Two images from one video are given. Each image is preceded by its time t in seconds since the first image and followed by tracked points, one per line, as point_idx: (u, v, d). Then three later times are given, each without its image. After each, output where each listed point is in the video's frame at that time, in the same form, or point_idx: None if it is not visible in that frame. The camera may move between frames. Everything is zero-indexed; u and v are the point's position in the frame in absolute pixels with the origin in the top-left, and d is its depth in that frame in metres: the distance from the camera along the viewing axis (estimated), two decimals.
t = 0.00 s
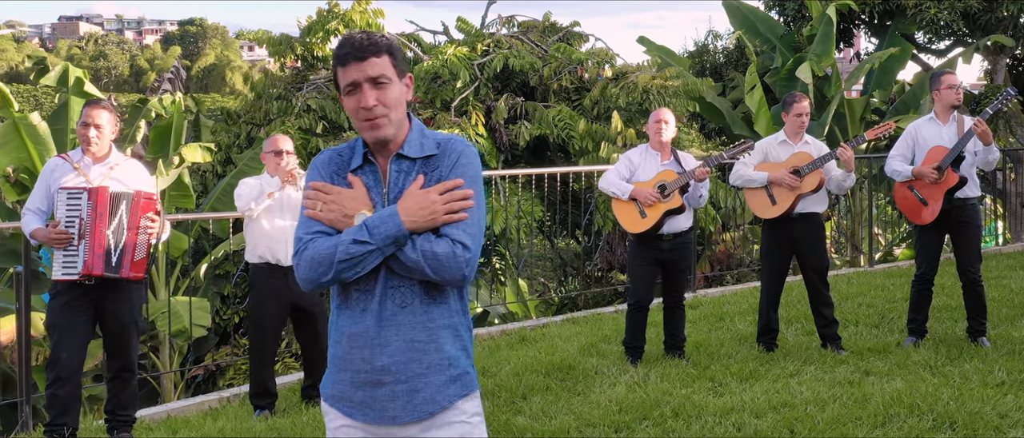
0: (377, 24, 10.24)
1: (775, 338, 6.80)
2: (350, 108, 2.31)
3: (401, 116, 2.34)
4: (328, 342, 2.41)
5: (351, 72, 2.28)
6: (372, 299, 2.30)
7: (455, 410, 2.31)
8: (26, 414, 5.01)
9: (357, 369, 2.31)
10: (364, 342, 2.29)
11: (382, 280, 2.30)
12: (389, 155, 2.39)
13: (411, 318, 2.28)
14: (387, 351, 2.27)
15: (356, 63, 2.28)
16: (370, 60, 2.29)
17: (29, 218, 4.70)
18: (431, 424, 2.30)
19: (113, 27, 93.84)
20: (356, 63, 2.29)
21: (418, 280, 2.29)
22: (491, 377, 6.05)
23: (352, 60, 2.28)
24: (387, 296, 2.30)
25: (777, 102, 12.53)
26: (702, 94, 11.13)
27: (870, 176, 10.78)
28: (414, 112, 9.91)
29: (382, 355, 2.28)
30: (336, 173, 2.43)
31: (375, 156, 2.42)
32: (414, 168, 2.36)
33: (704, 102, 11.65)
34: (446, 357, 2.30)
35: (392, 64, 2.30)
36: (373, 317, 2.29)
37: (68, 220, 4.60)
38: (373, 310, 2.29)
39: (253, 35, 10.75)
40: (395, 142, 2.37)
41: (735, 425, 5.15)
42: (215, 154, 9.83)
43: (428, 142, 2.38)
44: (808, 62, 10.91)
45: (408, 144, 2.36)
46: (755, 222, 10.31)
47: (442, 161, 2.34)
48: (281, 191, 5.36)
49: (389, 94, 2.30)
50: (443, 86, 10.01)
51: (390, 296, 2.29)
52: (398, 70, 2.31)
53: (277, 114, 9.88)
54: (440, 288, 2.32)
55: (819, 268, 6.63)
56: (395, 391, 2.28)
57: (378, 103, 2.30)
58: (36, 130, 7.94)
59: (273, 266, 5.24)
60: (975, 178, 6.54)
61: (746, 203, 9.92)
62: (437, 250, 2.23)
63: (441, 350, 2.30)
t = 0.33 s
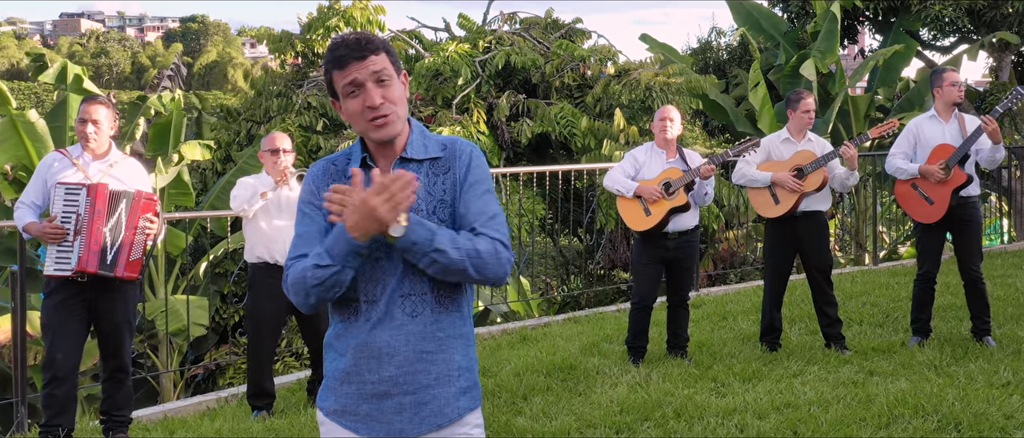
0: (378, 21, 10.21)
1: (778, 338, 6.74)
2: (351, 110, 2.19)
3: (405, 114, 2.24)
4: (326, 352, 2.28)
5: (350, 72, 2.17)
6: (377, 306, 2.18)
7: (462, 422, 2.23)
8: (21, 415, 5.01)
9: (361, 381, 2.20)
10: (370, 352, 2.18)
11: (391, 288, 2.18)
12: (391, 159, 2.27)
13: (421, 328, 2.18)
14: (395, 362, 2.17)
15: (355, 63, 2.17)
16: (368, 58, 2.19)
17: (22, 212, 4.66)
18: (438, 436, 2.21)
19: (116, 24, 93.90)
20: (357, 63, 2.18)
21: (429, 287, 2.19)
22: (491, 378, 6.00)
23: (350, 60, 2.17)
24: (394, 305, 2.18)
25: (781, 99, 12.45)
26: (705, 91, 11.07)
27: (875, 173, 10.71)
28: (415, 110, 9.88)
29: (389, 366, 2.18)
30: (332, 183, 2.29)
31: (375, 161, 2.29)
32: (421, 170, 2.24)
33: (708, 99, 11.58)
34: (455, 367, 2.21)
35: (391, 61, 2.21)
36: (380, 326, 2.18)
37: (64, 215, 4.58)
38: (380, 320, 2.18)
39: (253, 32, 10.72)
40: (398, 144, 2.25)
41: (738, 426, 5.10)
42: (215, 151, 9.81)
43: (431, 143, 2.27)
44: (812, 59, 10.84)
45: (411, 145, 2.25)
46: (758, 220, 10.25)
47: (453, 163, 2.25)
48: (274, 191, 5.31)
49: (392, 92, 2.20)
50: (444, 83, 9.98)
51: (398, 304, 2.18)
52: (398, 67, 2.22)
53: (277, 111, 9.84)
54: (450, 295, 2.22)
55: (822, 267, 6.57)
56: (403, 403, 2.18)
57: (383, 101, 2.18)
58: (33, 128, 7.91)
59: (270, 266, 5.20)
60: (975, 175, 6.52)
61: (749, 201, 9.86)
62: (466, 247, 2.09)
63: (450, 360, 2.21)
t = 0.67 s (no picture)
0: (380, 17, 10.18)
1: (782, 337, 6.68)
2: (332, 110, 2.20)
3: (381, 120, 2.21)
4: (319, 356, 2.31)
5: (328, 73, 2.17)
6: (369, 313, 2.21)
7: (454, 433, 2.24)
8: (18, 414, 5.11)
9: (353, 388, 2.21)
10: (362, 360, 2.20)
11: (385, 295, 2.20)
12: (384, 160, 2.27)
13: (413, 336, 2.20)
14: (386, 370, 2.19)
15: (334, 63, 2.16)
16: (348, 59, 2.17)
17: (20, 211, 4.63)
18: None
19: (118, 21, 94.03)
20: (335, 63, 2.16)
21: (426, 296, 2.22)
22: (492, 377, 5.95)
23: (330, 60, 2.16)
24: (388, 313, 2.20)
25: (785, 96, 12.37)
26: (709, 88, 10.99)
27: (880, 171, 10.63)
28: (417, 107, 9.82)
29: (380, 375, 2.19)
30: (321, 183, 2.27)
31: (366, 160, 2.28)
32: (418, 171, 2.26)
33: (712, 96, 11.50)
34: (448, 377, 2.23)
35: (374, 63, 2.17)
36: (372, 333, 2.20)
37: (60, 214, 4.55)
38: (372, 327, 2.20)
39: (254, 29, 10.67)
40: (389, 144, 2.26)
41: (741, 426, 5.04)
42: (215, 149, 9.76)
43: (427, 145, 2.30)
44: (816, 56, 10.76)
45: (405, 145, 2.26)
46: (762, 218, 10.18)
47: (454, 168, 2.28)
48: (278, 190, 5.34)
49: (370, 94, 2.18)
50: (446, 79, 9.92)
51: (391, 311, 2.20)
52: (383, 69, 2.19)
53: (277, 108, 9.81)
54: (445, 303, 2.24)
55: (827, 266, 6.51)
56: (394, 412, 2.20)
57: (358, 105, 2.18)
58: (32, 125, 7.88)
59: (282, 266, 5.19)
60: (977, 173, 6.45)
61: (753, 199, 9.80)
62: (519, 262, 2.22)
63: (443, 371, 2.22)
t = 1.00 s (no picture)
0: (382, 15, 10.16)
1: (786, 336, 6.62)
2: (327, 107, 2.15)
3: (383, 116, 2.18)
4: (309, 360, 2.25)
5: (324, 69, 2.12)
6: (364, 316, 2.15)
7: None
8: (14, 415, 5.06)
9: (347, 394, 2.15)
10: (356, 365, 2.15)
11: (381, 297, 2.15)
12: (378, 159, 2.23)
13: (409, 340, 2.15)
14: (382, 374, 2.14)
15: (330, 60, 2.12)
16: (344, 55, 2.12)
17: (17, 212, 4.63)
18: None
19: (121, 18, 94.09)
20: (331, 60, 2.12)
21: (422, 299, 2.18)
22: (495, 377, 5.89)
23: (325, 56, 2.11)
24: (384, 316, 2.15)
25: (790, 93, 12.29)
26: (712, 85, 10.92)
27: (885, 168, 10.55)
28: (419, 104, 9.76)
29: (375, 380, 2.14)
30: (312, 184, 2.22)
31: (358, 160, 2.24)
32: (412, 171, 2.23)
33: (716, 93, 11.42)
34: (444, 381, 2.18)
35: (370, 58, 2.14)
36: (367, 338, 2.15)
37: (56, 213, 4.58)
38: (368, 331, 2.15)
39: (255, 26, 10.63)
40: (384, 143, 2.22)
41: (746, 427, 4.99)
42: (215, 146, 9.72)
43: (420, 143, 2.27)
44: (821, 52, 10.69)
45: (399, 144, 2.23)
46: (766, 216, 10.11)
47: (448, 167, 2.25)
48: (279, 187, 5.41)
49: (368, 91, 2.14)
50: (448, 76, 9.88)
51: (387, 314, 2.15)
52: (379, 65, 2.15)
53: (278, 105, 9.81)
54: (441, 305, 2.20)
55: (831, 264, 6.45)
56: (389, 417, 2.15)
57: (357, 101, 2.13)
58: (31, 122, 7.85)
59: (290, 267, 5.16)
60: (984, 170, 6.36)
61: (757, 196, 9.74)
62: (522, 274, 2.24)
63: (440, 374, 2.18)
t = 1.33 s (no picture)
0: (384, 11, 10.14)
1: (792, 335, 6.55)
2: (328, 100, 2.15)
3: (387, 108, 2.18)
4: (307, 361, 2.20)
5: (327, 60, 2.13)
6: (369, 315, 2.12)
7: None
8: (13, 416, 5.07)
9: (350, 395, 2.13)
10: (360, 366, 2.12)
11: (385, 295, 2.13)
12: (378, 157, 2.20)
13: (415, 338, 2.13)
14: (388, 374, 2.11)
15: (332, 50, 2.14)
16: (347, 46, 2.14)
17: (13, 206, 4.58)
18: None
19: (124, 16, 94.15)
20: (333, 51, 2.13)
21: (427, 296, 2.15)
22: (497, 377, 5.84)
23: (328, 47, 2.13)
24: (389, 314, 2.13)
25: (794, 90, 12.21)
26: (717, 82, 10.85)
27: (891, 166, 10.47)
28: (421, 101, 9.69)
29: (379, 380, 2.11)
30: (310, 181, 2.19)
31: (359, 155, 2.21)
32: (415, 167, 2.20)
33: (720, 90, 11.34)
34: (451, 380, 2.16)
35: (373, 51, 2.16)
36: (371, 338, 2.12)
37: (53, 209, 4.55)
38: (373, 330, 2.12)
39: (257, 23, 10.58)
40: (386, 138, 2.19)
41: (751, 427, 4.93)
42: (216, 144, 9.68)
43: (422, 139, 2.23)
44: (826, 49, 10.60)
45: (402, 140, 2.20)
46: (771, 214, 10.04)
47: (449, 164, 2.22)
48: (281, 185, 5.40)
49: (371, 84, 2.14)
50: (451, 73, 9.83)
51: (392, 312, 2.13)
52: (382, 57, 2.16)
53: (280, 102, 9.79)
54: (444, 303, 2.18)
55: (837, 263, 6.38)
56: (395, 417, 2.12)
57: (361, 93, 2.14)
58: (31, 120, 7.82)
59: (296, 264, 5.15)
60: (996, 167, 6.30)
61: (762, 194, 9.67)
62: (528, 273, 2.23)
63: (446, 372, 2.15)
